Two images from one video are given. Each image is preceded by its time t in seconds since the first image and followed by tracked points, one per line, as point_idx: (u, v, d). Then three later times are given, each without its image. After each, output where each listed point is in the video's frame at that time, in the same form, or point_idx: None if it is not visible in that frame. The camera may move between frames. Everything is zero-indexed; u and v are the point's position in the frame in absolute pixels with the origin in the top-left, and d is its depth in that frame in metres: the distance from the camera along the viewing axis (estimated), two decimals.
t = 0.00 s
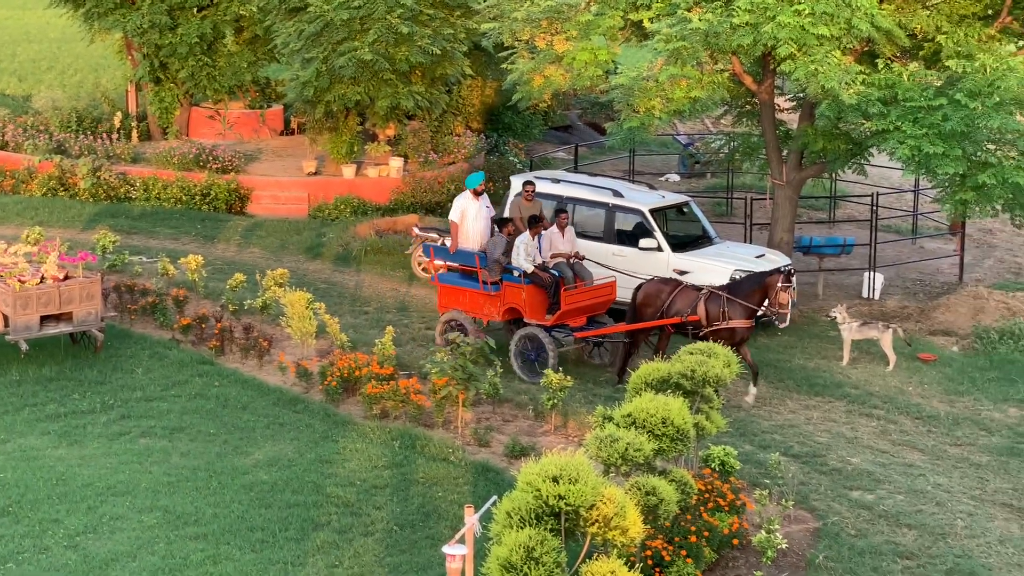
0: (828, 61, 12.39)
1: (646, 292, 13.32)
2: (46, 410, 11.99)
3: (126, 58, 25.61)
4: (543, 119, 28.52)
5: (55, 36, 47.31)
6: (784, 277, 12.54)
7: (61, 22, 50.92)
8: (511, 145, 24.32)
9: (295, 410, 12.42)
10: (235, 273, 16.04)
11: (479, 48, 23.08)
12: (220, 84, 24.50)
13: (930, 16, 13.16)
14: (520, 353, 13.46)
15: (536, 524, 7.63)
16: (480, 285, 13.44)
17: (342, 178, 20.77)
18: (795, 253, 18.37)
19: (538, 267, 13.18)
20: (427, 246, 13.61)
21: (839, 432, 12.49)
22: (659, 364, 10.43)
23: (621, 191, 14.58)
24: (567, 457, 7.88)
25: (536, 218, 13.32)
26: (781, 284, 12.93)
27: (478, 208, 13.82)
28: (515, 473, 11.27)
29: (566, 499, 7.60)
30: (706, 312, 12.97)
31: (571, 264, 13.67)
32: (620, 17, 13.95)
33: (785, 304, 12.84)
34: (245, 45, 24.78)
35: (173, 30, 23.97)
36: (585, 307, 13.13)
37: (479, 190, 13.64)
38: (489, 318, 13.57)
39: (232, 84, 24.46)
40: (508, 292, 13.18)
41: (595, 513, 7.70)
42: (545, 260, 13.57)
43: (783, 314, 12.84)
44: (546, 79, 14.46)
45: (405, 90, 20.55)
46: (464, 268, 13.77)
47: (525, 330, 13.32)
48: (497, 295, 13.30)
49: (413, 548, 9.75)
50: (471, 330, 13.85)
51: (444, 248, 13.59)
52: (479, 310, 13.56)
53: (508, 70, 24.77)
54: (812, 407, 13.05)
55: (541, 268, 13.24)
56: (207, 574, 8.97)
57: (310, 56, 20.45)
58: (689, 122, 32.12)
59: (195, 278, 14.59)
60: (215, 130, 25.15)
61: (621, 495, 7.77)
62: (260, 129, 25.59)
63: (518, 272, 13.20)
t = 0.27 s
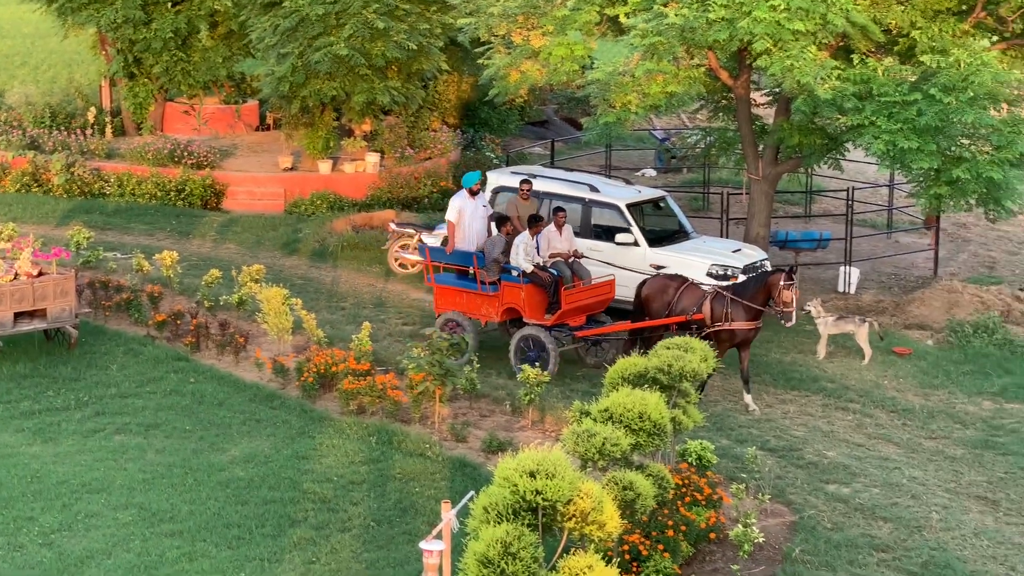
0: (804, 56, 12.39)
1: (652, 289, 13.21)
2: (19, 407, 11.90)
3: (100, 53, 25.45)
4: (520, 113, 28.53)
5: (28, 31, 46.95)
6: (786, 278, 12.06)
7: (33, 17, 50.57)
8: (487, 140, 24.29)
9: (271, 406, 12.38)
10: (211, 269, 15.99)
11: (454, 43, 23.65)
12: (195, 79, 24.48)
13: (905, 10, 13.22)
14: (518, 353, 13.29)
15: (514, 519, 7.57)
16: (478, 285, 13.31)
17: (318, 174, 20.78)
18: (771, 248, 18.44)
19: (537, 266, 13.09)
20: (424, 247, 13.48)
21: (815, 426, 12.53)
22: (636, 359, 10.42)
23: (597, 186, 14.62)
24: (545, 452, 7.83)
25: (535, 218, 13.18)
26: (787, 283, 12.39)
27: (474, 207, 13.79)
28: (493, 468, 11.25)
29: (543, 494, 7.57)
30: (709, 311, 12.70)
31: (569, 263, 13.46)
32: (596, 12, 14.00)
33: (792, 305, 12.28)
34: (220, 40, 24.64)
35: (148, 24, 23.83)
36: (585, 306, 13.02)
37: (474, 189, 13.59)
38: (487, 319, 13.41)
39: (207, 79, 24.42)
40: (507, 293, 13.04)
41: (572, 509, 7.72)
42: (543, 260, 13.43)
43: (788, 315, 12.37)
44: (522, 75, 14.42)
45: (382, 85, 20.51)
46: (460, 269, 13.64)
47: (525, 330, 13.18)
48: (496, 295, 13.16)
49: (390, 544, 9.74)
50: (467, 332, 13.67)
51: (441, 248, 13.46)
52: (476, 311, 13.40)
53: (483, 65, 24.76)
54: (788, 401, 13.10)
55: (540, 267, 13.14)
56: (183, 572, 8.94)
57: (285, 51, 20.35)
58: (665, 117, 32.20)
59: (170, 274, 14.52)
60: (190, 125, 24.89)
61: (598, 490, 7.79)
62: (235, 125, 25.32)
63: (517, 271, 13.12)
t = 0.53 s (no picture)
0: (772, 52, 12.44)
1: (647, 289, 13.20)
2: None
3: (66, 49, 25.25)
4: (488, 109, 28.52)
5: None
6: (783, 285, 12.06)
7: None
8: (456, 136, 24.28)
9: (239, 403, 12.32)
10: (178, 265, 15.92)
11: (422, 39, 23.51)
12: (161, 74, 24.38)
13: (871, 7, 13.33)
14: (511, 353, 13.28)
15: (482, 515, 7.50)
16: (467, 286, 13.24)
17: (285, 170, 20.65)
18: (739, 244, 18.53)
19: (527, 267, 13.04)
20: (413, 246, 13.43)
21: (783, 421, 12.59)
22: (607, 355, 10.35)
23: (566, 182, 14.71)
24: (513, 448, 7.75)
25: (524, 217, 13.23)
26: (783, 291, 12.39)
27: (463, 206, 13.87)
28: (462, 464, 11.23)
29: (512, 490, 7.48)
30: (705, 311, 12.69)
31: (559, 263, 13.46)
32: (563, 8, 14.12)
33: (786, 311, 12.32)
34: (186, 36, 24.63)
35: (113, 20, 23.65)
36: (576, 306, 13.00)
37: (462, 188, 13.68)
38: (477, 319, 13.37)
39: (173, 74, 24.36)
40: (498, 293, 13.00)
41: (541, 505, 7.57)
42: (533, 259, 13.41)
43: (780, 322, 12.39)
44: (490, 70, 14.43)
45: (349, 81, 20.61)
46: (449, 268, 13.56)
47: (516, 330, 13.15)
48: (486, 295, 13.11)
49: (359, 541, 9.71)
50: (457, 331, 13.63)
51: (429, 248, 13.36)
52: (466, 311, 13.36)
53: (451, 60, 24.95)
54: (756, 396, 13.18)
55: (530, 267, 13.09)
56: (150, 570, 8.89)
57: (252, 46, 20.18)
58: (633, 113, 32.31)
59: (137, 271, 14.46)
60: (155, 121, 24.89)
61: (567, 486, 7.67)
62: (202, 121, 25.15)
63: (506, 271, 13.05)
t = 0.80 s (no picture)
0: (740, 50, 12.45)
1: (640, 290, 13.09)
2: None
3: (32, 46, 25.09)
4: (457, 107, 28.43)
5: None
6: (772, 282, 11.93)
7: None
8: (425, 133, 24.27)
9: (206, 401, 12.27)
10: (145, 263, 15.86)
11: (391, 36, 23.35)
12: (128, 71, 24.21)
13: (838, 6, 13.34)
14: (500, 355, 13.16)
15: (452, 513, 7.38)
16: (458, 286, 13.08)
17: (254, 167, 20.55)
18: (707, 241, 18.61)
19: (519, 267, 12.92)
20: (403, 247, 13.27)
21: (752, 418, 12.62)
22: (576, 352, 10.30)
23: (536, 179, 14.81)
24: (481, 445, 7.67)
25: (516, 218, 13.09)
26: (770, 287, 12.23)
27: (451, 206, 13.77)
28: (431, 461, 11.20)
29: (481, 488, 7.38)
30: (698, 312, 12.55)
31: (550, 264, 13.43)
32: (532, 6, 14.23)
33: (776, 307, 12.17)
34: (153, 32, 24.33)
35: (80, 16, 23.42)
36: (568, 307, 12.92)
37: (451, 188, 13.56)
38: (466, 320, 13.22)
39: (140, 71, 24.17)
40: (489, 294, 12.87)
41: (510, 502, 7.51)
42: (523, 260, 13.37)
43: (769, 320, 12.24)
44: (459, 68, 14.43)
45: (318, 78, 20.56)
46: (439, 269, 13.38)
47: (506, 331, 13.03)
48: (477, 296, 12.97)
49: (327, 539, 9.68)
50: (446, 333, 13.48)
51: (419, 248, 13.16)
52: (456, 312, 13.20)
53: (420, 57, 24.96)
54: (724, 393, 13.23)
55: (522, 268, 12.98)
56: (117, 569, 8.84)
57: (220, 43, 20.17)
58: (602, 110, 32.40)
59: (103, 269, 14.41)
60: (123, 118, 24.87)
61: (536, 484, 7.60)
62: (170, 117, 25.34)
63: (498, 272, 12.92)
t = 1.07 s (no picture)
0: (712, 48, 12.46)
1: (636, 292, 13.03)
2: None
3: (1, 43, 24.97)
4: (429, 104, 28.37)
5: None
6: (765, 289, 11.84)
7: None
8: (395, 131, 24.28)
9: (177, 399, 12.24)
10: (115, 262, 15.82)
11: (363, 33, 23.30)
12: (98, 68, 24.11)
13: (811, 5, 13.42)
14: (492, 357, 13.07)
15: (423, 511, 7.28)
16: (452, 287, 12.97)
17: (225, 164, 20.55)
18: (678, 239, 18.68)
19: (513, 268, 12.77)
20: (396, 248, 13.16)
21: (724, 416, 12.65)
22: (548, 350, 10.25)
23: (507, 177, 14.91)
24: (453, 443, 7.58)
25: (510, 219, 12.89)
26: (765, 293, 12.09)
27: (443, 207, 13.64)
28: (402, 460, 11.19)
29: (453, 485, 7.29)
30: (693, 315, 12.53)
31: (544, 266, 13.32)
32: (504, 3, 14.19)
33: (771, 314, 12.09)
34: (123, 29, 24.09)
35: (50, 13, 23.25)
36: (563, 310, 12.79)
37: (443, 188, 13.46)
38: (460, 322, 13.12)
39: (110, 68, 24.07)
40: (483, 295, 12.76)
41: (482, 500, 7.41)
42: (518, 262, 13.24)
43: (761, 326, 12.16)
44: (431, 65, 14.56)
45: (289, 76, 20.49)
46: (433, 269, 13.27)
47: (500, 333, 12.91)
48: (471, 297, 12.86)
49: (298, 538, 9.65)
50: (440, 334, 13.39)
51: (414, 249, 13.06)
52: (450, 314, 13.10)
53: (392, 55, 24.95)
54: (696, 391, 13.29)
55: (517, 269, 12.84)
56: (87, 569, 8.79)
57: (190, 40, 20.06)
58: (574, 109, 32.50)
59: (73, 267, 14.38)
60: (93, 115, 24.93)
61: (508, 482, 7.52)
62: (139, 116, 25.58)
63: (492, 273, 12.79)
